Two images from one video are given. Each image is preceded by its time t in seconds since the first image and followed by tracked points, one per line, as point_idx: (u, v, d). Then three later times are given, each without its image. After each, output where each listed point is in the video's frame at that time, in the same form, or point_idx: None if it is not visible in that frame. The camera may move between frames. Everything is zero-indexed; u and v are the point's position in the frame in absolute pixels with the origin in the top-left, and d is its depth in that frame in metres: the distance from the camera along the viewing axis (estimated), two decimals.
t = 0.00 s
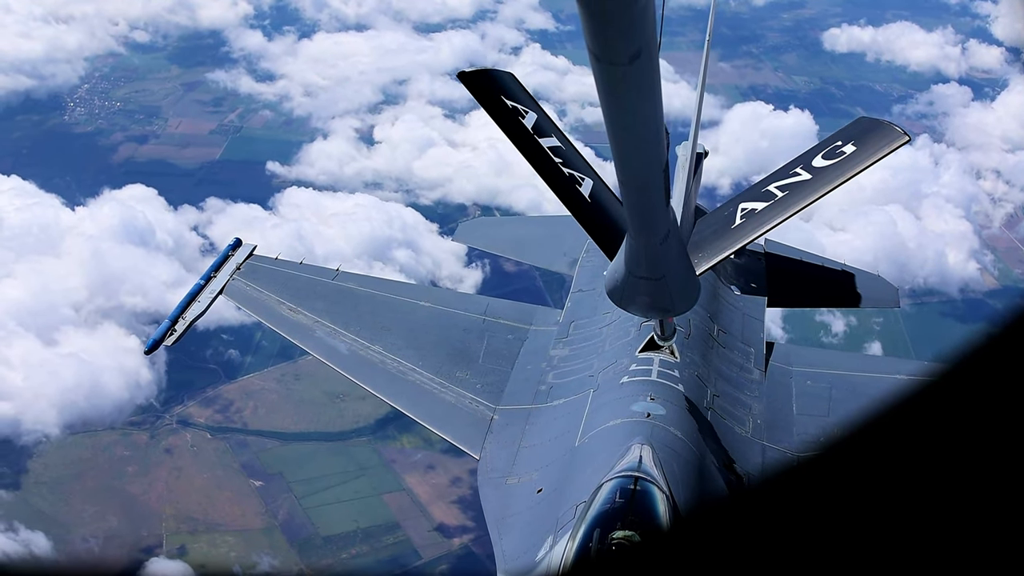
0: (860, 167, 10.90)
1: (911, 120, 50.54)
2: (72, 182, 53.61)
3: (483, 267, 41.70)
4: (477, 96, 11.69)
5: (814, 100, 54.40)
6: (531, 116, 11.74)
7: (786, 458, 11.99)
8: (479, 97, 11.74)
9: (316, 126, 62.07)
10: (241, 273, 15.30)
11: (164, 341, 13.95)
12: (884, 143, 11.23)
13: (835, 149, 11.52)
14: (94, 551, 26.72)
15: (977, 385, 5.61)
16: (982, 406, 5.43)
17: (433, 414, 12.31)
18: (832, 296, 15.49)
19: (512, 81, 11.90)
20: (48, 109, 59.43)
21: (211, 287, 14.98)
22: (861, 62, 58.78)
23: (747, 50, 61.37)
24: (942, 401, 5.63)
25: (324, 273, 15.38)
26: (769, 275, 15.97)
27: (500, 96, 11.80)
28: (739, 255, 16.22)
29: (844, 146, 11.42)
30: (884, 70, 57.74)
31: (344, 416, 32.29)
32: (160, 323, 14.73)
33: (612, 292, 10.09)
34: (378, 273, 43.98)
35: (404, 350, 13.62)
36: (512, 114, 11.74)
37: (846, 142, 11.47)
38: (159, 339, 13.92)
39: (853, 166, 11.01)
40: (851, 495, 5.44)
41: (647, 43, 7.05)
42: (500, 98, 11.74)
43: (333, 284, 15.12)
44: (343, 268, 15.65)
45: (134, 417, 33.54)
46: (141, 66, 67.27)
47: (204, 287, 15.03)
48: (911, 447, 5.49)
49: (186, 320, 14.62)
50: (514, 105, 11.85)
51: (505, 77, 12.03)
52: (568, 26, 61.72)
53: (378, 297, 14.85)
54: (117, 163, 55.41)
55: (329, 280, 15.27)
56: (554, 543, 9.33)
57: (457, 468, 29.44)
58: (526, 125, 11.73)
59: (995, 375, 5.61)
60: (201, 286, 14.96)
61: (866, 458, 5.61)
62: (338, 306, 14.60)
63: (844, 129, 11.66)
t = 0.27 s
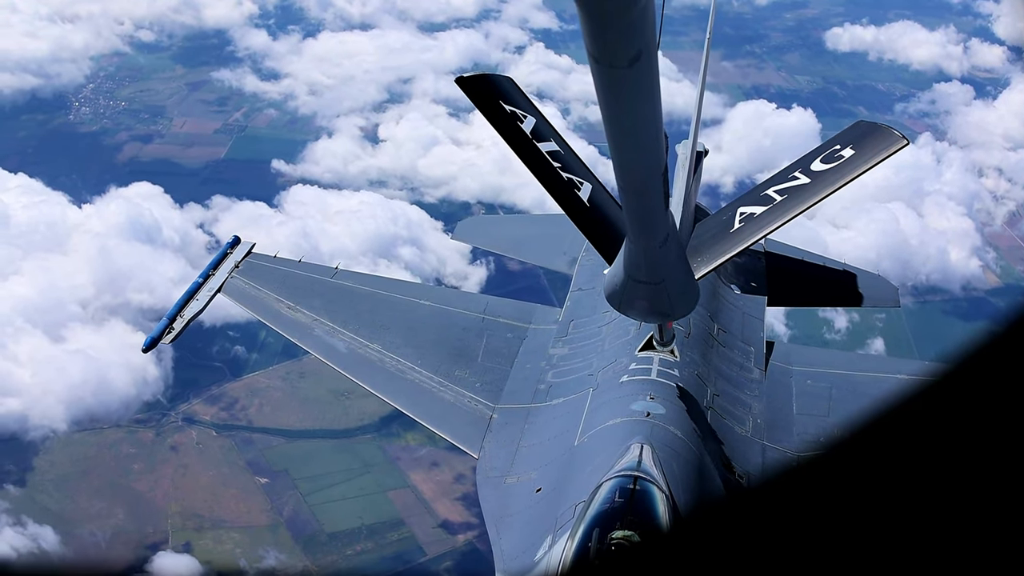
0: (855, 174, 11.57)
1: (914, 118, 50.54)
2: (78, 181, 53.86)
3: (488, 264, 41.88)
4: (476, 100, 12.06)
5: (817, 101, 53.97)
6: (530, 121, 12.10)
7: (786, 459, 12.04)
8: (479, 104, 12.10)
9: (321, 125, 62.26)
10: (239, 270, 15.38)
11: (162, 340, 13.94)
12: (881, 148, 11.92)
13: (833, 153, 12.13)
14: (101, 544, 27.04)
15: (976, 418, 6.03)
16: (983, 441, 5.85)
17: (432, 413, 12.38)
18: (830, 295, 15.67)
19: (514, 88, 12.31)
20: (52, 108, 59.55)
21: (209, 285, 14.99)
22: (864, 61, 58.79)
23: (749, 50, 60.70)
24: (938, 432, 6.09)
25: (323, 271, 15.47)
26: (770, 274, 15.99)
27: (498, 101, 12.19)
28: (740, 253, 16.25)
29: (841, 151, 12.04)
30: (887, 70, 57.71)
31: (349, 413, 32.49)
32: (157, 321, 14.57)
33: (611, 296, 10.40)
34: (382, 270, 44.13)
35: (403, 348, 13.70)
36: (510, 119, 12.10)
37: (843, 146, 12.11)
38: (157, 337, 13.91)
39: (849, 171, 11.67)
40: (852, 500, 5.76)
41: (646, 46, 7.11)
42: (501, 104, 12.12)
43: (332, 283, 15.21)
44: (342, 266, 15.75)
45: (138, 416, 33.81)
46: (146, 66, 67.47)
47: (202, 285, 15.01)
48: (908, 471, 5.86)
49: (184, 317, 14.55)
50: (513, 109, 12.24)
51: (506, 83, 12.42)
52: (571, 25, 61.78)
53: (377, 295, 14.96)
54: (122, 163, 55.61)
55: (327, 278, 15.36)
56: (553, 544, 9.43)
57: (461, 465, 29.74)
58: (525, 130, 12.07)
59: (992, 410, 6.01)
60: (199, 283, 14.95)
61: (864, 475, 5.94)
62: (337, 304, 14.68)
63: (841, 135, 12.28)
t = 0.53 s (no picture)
0: (846, 177, 11.73)
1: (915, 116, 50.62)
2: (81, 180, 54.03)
3: (490, 261, 42.04)
4: (468, 101, 12.10)
5: (818, 100, 53.97)
6: (522, 123, 12.19)
7: (786, 457, 12.09)
8: (471, 105, 12.14)
9: (323, 123, 62.43)
10: (237, 269, 15.49)
11: (160, 338, 14.02)
12: (871, 151, 12.06)
13: (825, 155, 12.30)
14: (107, 538, 27.34)
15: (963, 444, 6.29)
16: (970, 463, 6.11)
17: (430, 411, 12.47)
18: (830, 292, 15.72)
19: (505, 90, 12.33)
20: (55, 107, 59.63)
21: (207, 284, 15.05)
22: (864, 60, 58.90)
23: (750, 49, 61.44)
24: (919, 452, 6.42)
25: (321, 270, 15.58)
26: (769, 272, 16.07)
27: (491, 103, 12.23)
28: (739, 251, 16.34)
29: (833, 153, 12.20)
30: (888, 68, 57.69)
31: (352, 410, 32.76)
32: (155, 320, 14.69)
33: (604, 299, 10.49)
34: (384, 267, 44.30)
35: (401, 346, 13.79)
36: (502, 121, 12.18)
37: (836, 148, 12.28)
38: (154, 335, 13.99)
39: (840, 173, 11.85)
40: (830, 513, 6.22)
41: (642, 47, 7.18)
42: (492, 105, 12.16)
43: (330, 281, 15.32)
44: (340, 265, 15.86)
45: (142, 413, 34.03)
46: (148, 65, 67.58)
47: (200, 284, 15.08)
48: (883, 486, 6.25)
49: (182, 316, 14.63)
50: (505, 111, 12.29)
51: (498, 84, 12.45)
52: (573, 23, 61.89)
53: (375, 294, 15.07)
54: (124, 162, 55.76)
55: (325, 276, 15.47)
56: (551, 543, 9.56)
57: (464, 462, 30.05)
58: (518, 132, 12.19)
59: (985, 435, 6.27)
60: (196, 282, 15.02)
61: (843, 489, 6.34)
62: (335, 303, 14.79)
63: (833, 136, 12.42)
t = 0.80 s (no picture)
0: (836, 177, 11.83)
1: (915, 113, 50.74)
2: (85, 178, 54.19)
3: (493, 257, 42.22)
4: (460, 103, 12.20)
5: (819, 100, 54.05)
6: (513, 123, 12.28)
7: (786, 455, 12.15)
8: (462, 107, 12.23)
9: (325, 121, 62.63)
10: (236, 269, 15.62)
11: (159, 338, 14.13)
12: (861, 152, 12.17)
13: (815, 155, 12.40)
14: (112, 532, 27.65)
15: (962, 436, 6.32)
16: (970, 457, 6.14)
17: (430, 410, 12.59)
18: (831, 289, 15.77)
19: (495, 90, 12.42)
20: (58, 106, 59.72)
21: (206, 283, 15.15)
22: (865, 57, 59.00)
23: (751, 49, 61.67)
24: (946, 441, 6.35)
25: (320, 268, 15.69)
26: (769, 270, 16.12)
27: (482, 104, 12.35)
28: (739, 249, 16.45)
29: (824, 153, 12.31)
30: (888, 67, 57.75)
31: (354, 407, 33.06)
32: (154, 319, 14.82)
33: (597, 299, 10.58)
34: (387, 264, 44.45)
35: (400, 346, 13.91)
36: (494, 122, 12.31)
37: (827, 148, 12.39)
38: (154, 335, 14.11)
39: (830, 173, 11.96)
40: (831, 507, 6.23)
41: (636, 48, 7.28)
42: (483, 107, 12.27)
43: (329, 280, 15.44)
44: (339, 264, 15.97)
45: (146, 410, 34.26)
46: (151, 65, 67.69)
47: (199, 283, 15.17)
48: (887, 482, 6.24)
49: (181, 316, 14.76)
50: (496, 112, 12.43)
51: (488, 85, 12.55)
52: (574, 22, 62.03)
53: (374, 292, 15.20)
54: (127, 161, 55.93)
55: (325, 275, 15.59)
56: (551, 542, 9.68)
57: (466, 459, 30.33)
58: (509, 132, 12.29)
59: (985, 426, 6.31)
60: (195, 282, 15.12)
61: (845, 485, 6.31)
62: (335, 302, 14.91)
63: (826, 136, 12.50)
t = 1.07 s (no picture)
0: (833, 173, 11.89)
1: (915, 111, 50.88)
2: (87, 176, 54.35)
3: (494, 254, 42.43)
4: (456, 102, 12.25)
5: (818, 99, 54.10)
6: (509, 122, 12.35)
7: (786, 454, 12.24)
8: (459, 106, 12.29)
9: (327, 119, 62.85)
10: (236, 269, 15.74)
11: (159, 338, 14.24)
12: (858, 148, 12.23)
13: (813, 152, 12.53)
14: (117, 526, 28.04)
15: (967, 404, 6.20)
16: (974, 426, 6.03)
17: (430, 410, 12.70)
18: (832, 288, 15.83)
19: (492, 88, 12.47)
20: (59, 105, 59.84)
21: (206, 283, 15.27)
22: (865, 56, 59.18)
23: (751, 48, 61.41)
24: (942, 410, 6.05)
25: (320, 268, 15.82)
26: (769, 268, 16.22)
27: (479, 103, 12.42)
28: (739, 249, 16.58)
29: (821, 150, 12.42)
30: (888, 66, 57.83)
31: (356, 403, 33.29)
32: (154, 320, 14.94)
33: (595, 297, 10.68)
34: (388, 261, 44.60)
35: (400, 346, 14.02)
36: (491, 120, 12.37)
37: (823, 145, 12.49)
38: (154, 335, 14.20)
39: (827, 170, 12.03)
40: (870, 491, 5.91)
41: (634, 47, 7.36)
42: (480, 106, 12.34)
43: (329, 279, 15.57)
44: (338, 264, 16.09)
45: (148, 407, 34.48)
46: (153, 64, 67.75)
47: (199, 283, 15.30)
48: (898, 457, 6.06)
49: (181, 316, 14.88)
50: (493, 111, 12.49)
51: (485, 83, 12.61)
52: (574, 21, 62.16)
53: (375, 292, 15.32)
54: (129, 159, 56.10)
55: (325, 275, 15.72)
56: (550, 542, 9.78)
57: (467, 455, 30.60)
58: (505, 131, 12.36)
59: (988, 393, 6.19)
60: (195, 282, 15.24)
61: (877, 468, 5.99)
62: (335, 302, 15.01)
63: (822, 134, 12.61)
